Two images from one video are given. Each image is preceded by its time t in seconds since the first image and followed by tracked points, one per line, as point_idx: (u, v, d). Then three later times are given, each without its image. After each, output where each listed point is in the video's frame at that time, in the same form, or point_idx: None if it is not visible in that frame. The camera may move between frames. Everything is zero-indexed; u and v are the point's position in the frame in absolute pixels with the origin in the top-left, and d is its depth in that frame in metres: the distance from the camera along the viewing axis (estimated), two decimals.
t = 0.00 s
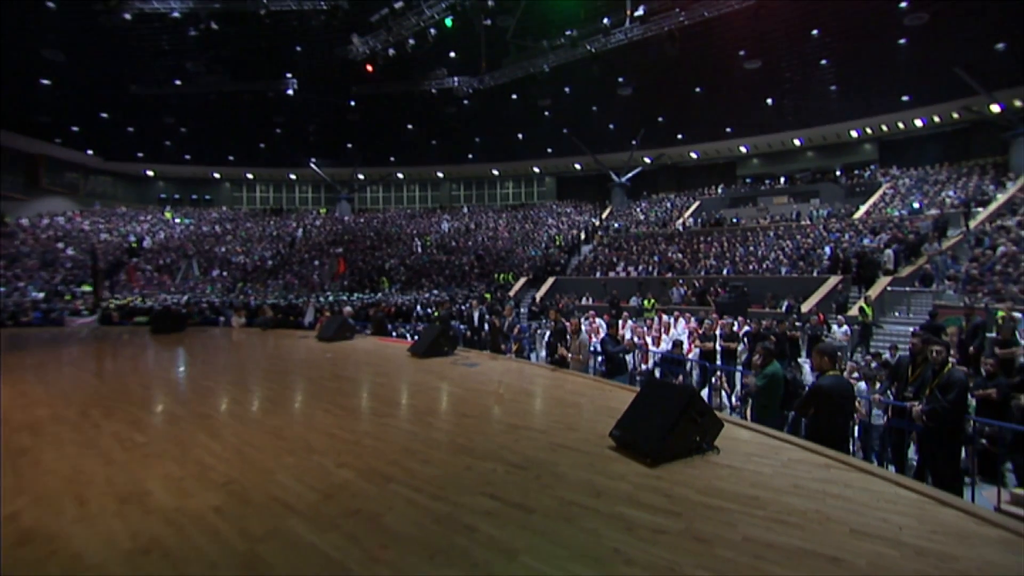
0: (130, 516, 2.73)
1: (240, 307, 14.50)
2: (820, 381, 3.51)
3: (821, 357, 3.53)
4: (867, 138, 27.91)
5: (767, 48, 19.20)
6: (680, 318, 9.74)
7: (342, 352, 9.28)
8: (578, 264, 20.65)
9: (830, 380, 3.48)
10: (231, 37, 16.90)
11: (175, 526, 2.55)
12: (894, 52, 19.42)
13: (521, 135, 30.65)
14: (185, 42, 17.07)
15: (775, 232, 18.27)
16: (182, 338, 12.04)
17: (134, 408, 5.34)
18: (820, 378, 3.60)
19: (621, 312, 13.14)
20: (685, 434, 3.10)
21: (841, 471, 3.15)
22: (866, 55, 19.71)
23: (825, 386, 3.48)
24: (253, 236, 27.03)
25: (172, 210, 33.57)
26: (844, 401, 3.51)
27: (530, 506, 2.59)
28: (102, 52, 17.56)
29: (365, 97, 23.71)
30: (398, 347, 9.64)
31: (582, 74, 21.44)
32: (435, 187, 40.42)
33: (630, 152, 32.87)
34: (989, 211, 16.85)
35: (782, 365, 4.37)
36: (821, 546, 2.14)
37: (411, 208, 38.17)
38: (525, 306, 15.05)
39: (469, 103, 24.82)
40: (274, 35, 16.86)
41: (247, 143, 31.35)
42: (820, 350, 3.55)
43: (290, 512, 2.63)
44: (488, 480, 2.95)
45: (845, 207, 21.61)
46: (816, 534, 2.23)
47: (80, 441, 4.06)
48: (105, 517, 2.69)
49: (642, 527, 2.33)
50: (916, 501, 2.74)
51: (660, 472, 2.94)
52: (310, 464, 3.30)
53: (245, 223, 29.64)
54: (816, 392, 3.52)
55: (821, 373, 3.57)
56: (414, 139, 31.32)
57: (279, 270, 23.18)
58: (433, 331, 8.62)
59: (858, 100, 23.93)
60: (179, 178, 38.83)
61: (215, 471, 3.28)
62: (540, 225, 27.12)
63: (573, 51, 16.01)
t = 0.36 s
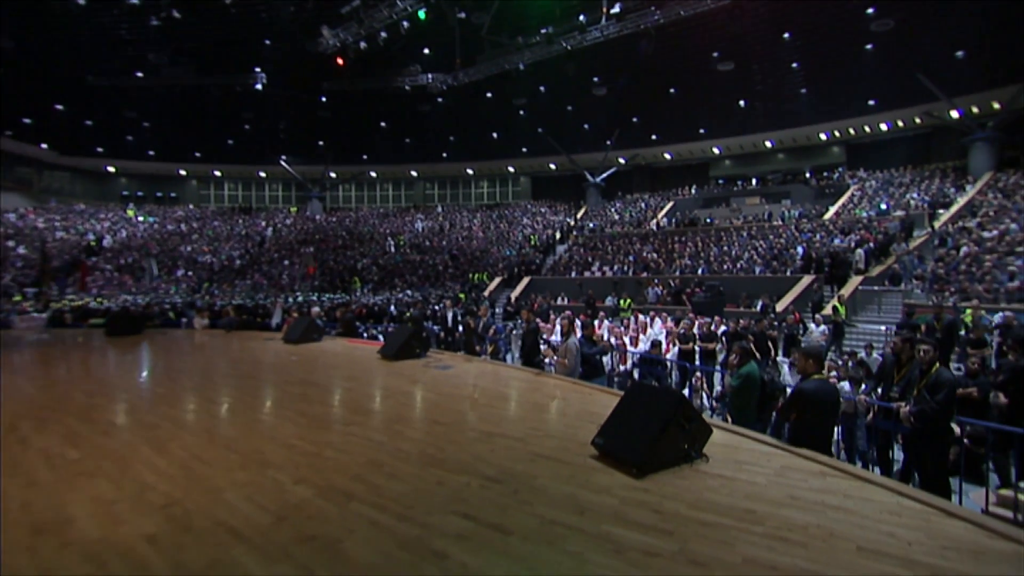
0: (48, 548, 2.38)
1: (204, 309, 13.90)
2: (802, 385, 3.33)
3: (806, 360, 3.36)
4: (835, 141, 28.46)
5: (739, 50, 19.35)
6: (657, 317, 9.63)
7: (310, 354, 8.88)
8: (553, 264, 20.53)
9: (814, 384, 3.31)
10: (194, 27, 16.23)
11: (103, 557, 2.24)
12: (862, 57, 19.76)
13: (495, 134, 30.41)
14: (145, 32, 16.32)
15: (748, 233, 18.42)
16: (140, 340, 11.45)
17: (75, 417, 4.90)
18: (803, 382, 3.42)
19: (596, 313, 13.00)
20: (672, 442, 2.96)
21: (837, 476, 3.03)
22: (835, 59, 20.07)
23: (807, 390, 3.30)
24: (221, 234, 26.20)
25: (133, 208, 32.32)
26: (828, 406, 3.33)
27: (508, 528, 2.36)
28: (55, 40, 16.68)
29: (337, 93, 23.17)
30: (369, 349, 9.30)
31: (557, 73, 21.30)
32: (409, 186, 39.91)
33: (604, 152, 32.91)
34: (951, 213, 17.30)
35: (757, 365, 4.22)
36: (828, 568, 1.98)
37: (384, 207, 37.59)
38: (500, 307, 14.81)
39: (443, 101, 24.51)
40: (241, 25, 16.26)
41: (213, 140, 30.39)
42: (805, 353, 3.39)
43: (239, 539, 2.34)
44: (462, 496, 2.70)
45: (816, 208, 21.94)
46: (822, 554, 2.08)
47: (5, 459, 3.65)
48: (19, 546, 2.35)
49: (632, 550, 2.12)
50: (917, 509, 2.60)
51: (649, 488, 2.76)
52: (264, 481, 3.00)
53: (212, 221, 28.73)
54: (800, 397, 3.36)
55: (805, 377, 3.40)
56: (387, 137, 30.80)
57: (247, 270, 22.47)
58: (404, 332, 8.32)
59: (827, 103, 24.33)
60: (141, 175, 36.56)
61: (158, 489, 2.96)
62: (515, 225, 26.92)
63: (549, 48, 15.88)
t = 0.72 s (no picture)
0: None
1: (166, 310, 13.31)
2: (789, 390, 3.16)
3: (792, 362, 3.19)
4: (806, 143, 28.95)
5: (714, 51, 19.42)
6: (635, 317, 9.50)
7: (276, 357, 8.49)
8: (529, 264, 20.37)
9: (801, 389, 3.14)
10: (156, 16, 15.58)
11: None
12: (831, 61, 20.04)
13: (471, 133, 30.13)
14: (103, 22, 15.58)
15: (722, 233, 18.52)
16: (96, 344, 10.84)
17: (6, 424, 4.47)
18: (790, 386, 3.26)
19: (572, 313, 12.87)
20: (662, 453, 2.81)
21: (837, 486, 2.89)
22: (807, 63, 20.32)
23: (794, 395, 3.13)
24: (188, 233, 25.30)
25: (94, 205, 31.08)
26: (816, 410, 3.18)
27: (484, 553, 2.13)
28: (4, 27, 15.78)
29: (307, 88, 22.62)
30: (339, 351, 8.95)
31: (533, 71, 21.11)
32: (383, 185, 39.33)
33: (580, 152, 32.91)
34: (918, 215, 17.66)
35: (739, 366, 4.08)
36: None
37: (357, 207, 36.98)
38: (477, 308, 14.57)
39: (418, 99, 24.14)
40: (206, 15, 15.65)
41: (179, 136, 29.41)
42: (791, 355, 3.22)
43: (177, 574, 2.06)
44: (434, 517, 2.46)
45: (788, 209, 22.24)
46: None
47: None
48: None
49: None
50: (923, 524, 2.45)
51: (636, 503, 2.57)
52: (211, 501, 2.71)
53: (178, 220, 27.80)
54: (786, 402, 3.19)
55: (791, 381, 3.23)
56: (360, 135, 30.24)
57: (214, 270, 21.74)
58: (374, 334, 8.01)
59: (799, 105, 24.67)
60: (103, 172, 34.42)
61: (87, 511, 2.63)
62: (491, 224, 26.67)
63: (525, 45, 15.70)
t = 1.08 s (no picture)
0: None
1: (122, 312, 12.66)
2: (782, 395, 3.00)
3: (783, 367, 3.04)
4: (776, 145, 29.40)
5: (688, 52, 19.45)
6: (610, 317, 9.36)
7: (238, 361, 8.07)
8: (503, 264, 20.15)
9: (794, 394, 2.98)
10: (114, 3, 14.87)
11: None
12: (801, 64, 20.32)
13: (444, 131, 29.76)
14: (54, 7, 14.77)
15: (696, 233, 18.60)
16: (45, 347, 10.20)
17: None
18: (781, 391, 3.10)
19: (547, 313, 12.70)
20: (648, 467, 2.66)
21: (834, 498, 2.77)
22: (778, 66, 20.57)
23: (788, 401, 2.97)
24: (150, 232, 24.34)
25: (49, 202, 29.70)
26: (809, 417, 3.03)
27: None
28: None
29: (275, 83, 21.99)
30: (305, 354, 8.58)
31: (508, 70, 20.92)
32: (355, 183, 38.63)
33: (554, 152, 32.85)
34: (884, 216, 18.01)
35: (724, 368, 3.93)
36: None
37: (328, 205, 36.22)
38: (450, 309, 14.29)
39: (390, 96, 23.71)
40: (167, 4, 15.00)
41: (140, 131, 28.30)
42: (783, 359, 3.06)
43: None
44: (402, 543, 2.23)
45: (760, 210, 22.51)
46: None
47: None
48: None
49: None
50: (930, 539, 2.32)
51: (625, 524, 2.41)
52: (149, 529, 2.42)
53: (139, 218, 26.75)
54: (779, 408, 3.03)
55: (783, 386, 3.08)
56: (331, 132, 29.60)
57: (177, 269, 20.95)
58: (341, 337, 7.66)
59: (769, 108, 25.02)
60: (58, 167, 32.72)
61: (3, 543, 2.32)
62: (464, 224, 26.35)
63: (500, 41, 15.49)
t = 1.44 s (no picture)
0: None
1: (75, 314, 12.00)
2: (780, 402, 2.87)
3: (781, 371, 2.91)
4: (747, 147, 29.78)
5: (663, 54, 19.51)
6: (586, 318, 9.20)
7: (196, 366, 7.65)
8: (478, 264, 19.90)
9: (792, 400, 2.85)
10: None
11: None
12: (772, 67, 20.55)
13: (418, 130, 29.34)
14: None
15: (670, 233, 18.65)
16: None
17: None
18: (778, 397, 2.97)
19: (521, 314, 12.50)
20: (638, 485, 2.50)
21: (831, 513, 2.64)
22: (751, 69, 20.78)
23: (787, 408, 2.84)
24: (110, 230, 23.38)
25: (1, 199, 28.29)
26: (806, 425, 2.90)
27: None
28: None
29: (242, 77, 21.30)
30: (269, 358, 8.20)
31: (482, 67, 20.68)
32: (327, 182, 37.87)
33: (529, 152, 32.73)
34: (853, 217, 18.33)
35: (710, 371, 3.80)
36: None
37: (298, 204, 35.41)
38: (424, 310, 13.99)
39: (362, 92, 23.24)
40: None
41: (99, 125, 27.16)
42: (781, 362, 2.93)
43: None
44: None
45: (732, 210, 22.73)
46: None
47: None
48: None
49: None
50: (939, 559, 2.20)
51: (614, 548, 2.23)
52: (71, 566, 2.12)
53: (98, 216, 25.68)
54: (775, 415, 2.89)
55: (780, 392, 2.94)
56: (300, 129, 28.90)
57: (138, 269, 20.13)
58: (305, 341, 7.32)
59: (741, 110, 25.31)
60: (12, 161, 31.22)
61: None
62: (438, 224, 25.98)
63: (474, 38, 15.22)
